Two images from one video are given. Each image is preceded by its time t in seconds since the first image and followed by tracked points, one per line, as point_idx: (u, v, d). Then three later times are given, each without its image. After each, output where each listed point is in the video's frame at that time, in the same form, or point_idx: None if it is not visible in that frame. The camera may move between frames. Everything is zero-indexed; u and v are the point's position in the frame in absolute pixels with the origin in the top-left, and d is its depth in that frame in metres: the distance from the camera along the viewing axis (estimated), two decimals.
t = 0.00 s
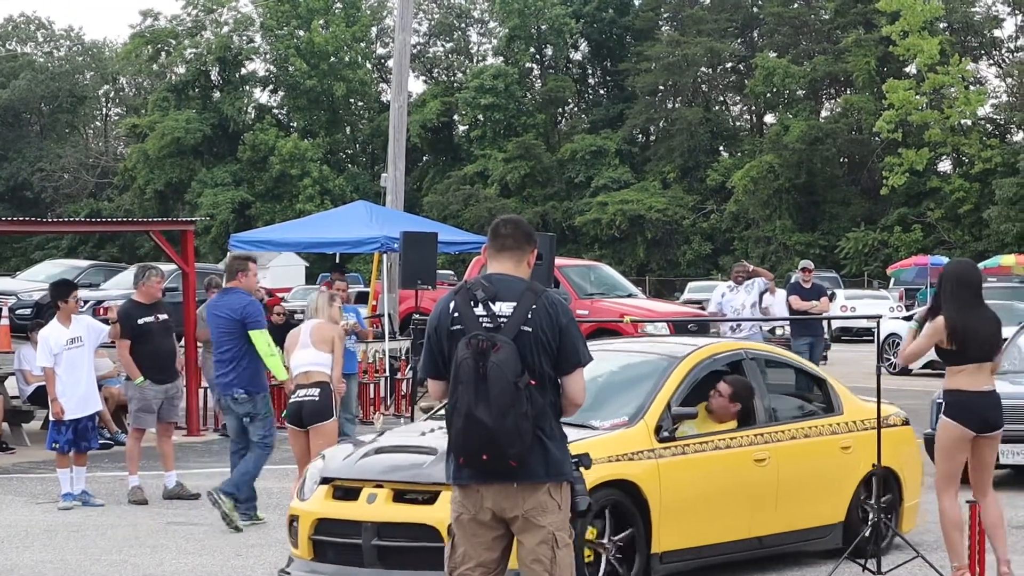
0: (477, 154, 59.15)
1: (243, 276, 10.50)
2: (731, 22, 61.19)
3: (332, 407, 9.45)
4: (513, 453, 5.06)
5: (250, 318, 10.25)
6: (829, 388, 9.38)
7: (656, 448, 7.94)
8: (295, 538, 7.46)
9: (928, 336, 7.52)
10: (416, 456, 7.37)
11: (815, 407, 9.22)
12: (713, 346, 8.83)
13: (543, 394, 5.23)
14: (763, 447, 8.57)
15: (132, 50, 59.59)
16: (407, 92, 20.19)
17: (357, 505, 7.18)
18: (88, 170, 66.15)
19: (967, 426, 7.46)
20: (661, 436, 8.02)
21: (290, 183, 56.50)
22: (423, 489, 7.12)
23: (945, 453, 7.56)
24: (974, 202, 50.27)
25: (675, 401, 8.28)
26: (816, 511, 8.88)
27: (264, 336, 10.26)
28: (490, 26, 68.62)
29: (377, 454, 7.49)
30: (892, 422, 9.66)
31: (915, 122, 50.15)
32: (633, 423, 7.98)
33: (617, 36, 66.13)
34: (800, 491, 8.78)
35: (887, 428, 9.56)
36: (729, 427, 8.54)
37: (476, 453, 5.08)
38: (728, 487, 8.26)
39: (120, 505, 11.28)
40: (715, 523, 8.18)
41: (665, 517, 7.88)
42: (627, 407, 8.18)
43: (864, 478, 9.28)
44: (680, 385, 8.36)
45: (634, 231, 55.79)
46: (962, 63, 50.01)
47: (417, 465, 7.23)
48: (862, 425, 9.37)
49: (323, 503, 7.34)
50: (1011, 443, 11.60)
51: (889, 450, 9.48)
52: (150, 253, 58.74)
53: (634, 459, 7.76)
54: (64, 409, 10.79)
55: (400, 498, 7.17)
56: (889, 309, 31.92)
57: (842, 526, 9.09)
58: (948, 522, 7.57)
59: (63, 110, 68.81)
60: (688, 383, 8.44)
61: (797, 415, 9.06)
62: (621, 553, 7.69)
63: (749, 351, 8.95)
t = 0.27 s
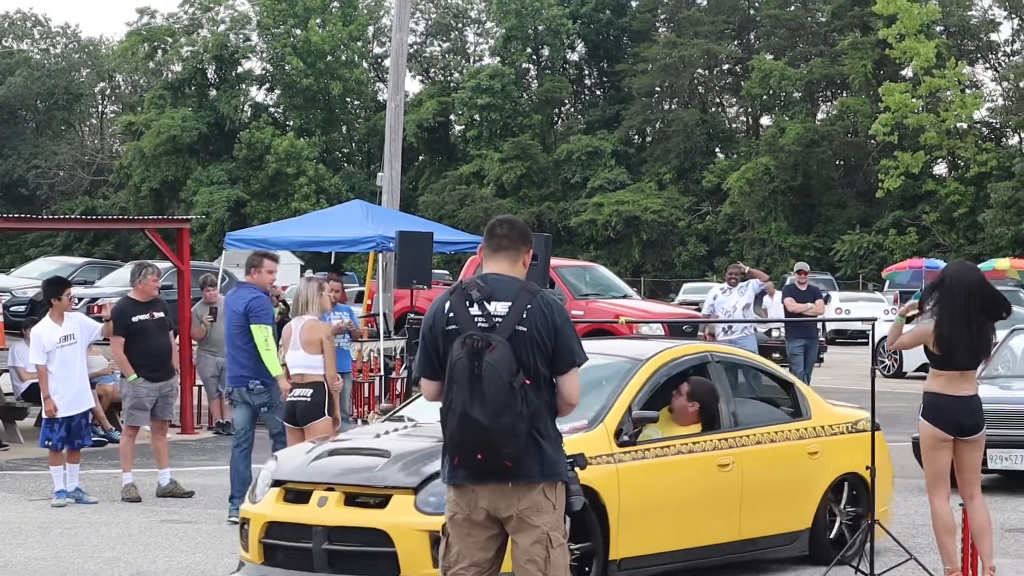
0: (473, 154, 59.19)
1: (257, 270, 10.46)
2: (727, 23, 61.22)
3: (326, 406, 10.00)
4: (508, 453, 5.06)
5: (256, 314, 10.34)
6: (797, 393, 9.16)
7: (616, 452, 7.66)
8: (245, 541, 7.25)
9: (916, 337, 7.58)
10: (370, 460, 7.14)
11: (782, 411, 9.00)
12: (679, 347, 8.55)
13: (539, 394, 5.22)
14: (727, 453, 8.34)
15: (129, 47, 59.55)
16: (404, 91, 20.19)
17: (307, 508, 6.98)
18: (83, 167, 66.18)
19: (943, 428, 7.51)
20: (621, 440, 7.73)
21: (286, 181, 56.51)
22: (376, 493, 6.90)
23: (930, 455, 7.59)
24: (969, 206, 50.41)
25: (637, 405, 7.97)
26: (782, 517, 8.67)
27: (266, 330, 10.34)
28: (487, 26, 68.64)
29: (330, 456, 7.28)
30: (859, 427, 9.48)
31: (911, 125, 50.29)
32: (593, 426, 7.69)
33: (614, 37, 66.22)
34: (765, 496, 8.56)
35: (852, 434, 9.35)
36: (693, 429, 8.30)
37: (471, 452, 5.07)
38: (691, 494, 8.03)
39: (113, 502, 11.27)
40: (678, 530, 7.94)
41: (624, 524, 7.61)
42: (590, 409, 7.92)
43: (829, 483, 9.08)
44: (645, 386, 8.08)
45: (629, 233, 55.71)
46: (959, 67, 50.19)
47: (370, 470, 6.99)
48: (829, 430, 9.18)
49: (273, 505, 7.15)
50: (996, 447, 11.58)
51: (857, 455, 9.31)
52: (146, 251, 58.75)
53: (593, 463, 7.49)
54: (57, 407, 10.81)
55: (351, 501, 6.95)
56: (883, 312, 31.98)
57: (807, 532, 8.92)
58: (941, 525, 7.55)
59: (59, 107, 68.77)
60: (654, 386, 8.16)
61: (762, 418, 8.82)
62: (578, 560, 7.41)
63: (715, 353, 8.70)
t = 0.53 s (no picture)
0: (471, 153, 59.17)
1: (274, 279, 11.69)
2: (725, 24, 61.12)
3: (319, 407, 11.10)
4: (507, 453, 5.06)
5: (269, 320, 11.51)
6: (759, 396, 8.91)
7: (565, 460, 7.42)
8: (188, 548, 7.20)
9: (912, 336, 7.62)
10: (308, 465, 7.11)
11: (744, 415, 8.75)
12: (636, 348, 8.27)
13: (537, 394, 5.22)
14: (684, 457, 8.07)
15: (127, 46, 59.47)
16: (402, 92, 20.20)
17: (248, 516, 6.94)
18: (81, 166, 66.14)
19: (933, 430, 7.54)
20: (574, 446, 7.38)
21: (284, 181, 56.47)
22: (316, 500, 6.86)
23: (925, 454, 7.62)
24: (967, 207, 50.45)
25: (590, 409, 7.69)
26: (743, 524, 8.42)
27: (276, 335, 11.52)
28: (485, 26, 68.59)
29: (271, 463, 7.26)
30: (824, 430, 9.23)
31: (908, 126, 50.32)
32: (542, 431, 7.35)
33: (612, 37, 66.18)
34: (725, 502, 8.30)
35: (817, 437, 9.11)
36: (651, 433, 8.04)
37: (470, 452, 5.06)
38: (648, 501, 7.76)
39: (110, 502, 11.27)
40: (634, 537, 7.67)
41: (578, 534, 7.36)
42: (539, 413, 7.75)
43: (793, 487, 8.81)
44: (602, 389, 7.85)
45: (627, 233, 55.77)
46: (957, 68, 50.21)
47: (306, 477, 6.96)
48: (793, 434, 8.91)
49: (215, 511, 7.12)
50: (989, 453, 11.54)
51: (821, 459, 9.06)
52: (143, 250, 58.73)
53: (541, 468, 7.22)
54: (52, 407, 10.78)
55: (291, 509, 6.93)
56: (880, 313, 32.00)
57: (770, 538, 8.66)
58: (941, 528, 7.55)
59: (56, 106, 68.64)
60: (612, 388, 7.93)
61: (722, 422, 8.55)
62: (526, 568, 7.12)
63: (673, 355, 8.43)
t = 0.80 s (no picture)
0: (470, 153, 59.21)
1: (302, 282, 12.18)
2: (725, 24, 60.96)
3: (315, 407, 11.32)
4: (507, 453, 5.07)
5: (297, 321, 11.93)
6: (725, 397, 8.45)
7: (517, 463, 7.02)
8: (133, 554, 6.83)
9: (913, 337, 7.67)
10: (256, 470, 6.74)
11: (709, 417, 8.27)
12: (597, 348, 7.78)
13: (536, 394, 5.22)
14: (646, 460, 7.59)
15: (126, 46, 59.51)
16: (400, 92, 20.19)
17: (192, 520, 6.58)
18: (80, 166, 66.19)
19: (936, 429, 7.51)
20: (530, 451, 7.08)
21: (283, 181, 56.48)
22: (264, 505, 6.51)
23: (929, 454, 7.58)
24: (966, 208, 50.42)
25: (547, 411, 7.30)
26: (710, 529, 7.94)
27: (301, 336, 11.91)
28: (485, 26, 68.53)
29: (218, 466, 6.85)
30: (794, 432, 8.76)
31: (907, 127, 50.29)
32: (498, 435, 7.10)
33: (611, 37, 66.20)
34: (691, 507, 7.83)
35: (787, 440, 8.64)
36: (613, 436, 7.54)
37: (469, 452, 5.07)
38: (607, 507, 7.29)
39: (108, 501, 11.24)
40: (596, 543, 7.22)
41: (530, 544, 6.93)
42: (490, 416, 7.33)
43: (761, 491, 8.34)
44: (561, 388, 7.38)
45: (626, 233, 55.89)
46: (956, 68, 50.18)
47: (255, 481, 6.59)
48: (761, 436, 8.44)
49: (161, 517, 6.73)
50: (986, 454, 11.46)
51: (792, 462, 8.60)
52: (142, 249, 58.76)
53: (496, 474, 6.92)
54: (51, 407, 10.78)
55: (238, 514, 6.55)
56: (879, 313, 31.99)
57: (737, 543, 8.19)
58: (941, 527, 7.53)
59: (55, 105, 68.63)
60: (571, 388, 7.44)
61: (685, 424, 8.04)
62: None
63: (636, 355, 7.93)
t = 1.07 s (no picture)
0: (470, 154, 59.25)
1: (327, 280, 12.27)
2: (725, 25, 60.77)
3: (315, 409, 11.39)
4: (505, 453, 5.08)
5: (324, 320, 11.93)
6: (690, 398, 8.05)
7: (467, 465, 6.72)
8: (73, 558, 6.58)
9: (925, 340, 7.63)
10: (196, 473, 6.45)
11: (671, 419, 7.87)
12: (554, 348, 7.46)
13: (535, 394, 5.22)
14: (601, 463, 7.21)
15: (126, 46, 59.60)
16: (401, 92, 20.17)
17: (130, 526, 6.31)
18: (80, 166, 66.29)
19: (946, 428, 7.50)
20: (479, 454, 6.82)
21: (283, 181, 56.55)
22: (203, 511, 6.20)
23: (938, 452, 7.57)
24: (966, 208, 50.41)
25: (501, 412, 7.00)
26: (669, 537, 7.57)
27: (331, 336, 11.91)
28: (484, 26, 68.52)
29: (159, 470, 6.59)
30: (761, 434, 8.37)
31: (908, 127, 50.29)
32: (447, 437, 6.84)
33: (611, 38, 66.20)
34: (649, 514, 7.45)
35: (753, 442, 8.26)
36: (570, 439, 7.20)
37: (468, 452, 5.08)
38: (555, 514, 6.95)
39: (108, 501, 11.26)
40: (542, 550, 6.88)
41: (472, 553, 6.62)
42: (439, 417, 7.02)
43: (725, 496, 7.97)
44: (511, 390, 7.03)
45: (625, 233, 55.93)
46: (956, 69, 50.16)
47: (193, 486, 6.30)
48: (725, 438, 8.06)
49: (100, 522, 6.46)
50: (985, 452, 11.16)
51: (759, 465, 8.23)
52: (142, 250, 58.83)
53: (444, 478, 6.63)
54: (51, 408, 10.81)
55: (176, 520, 6.26)
56: (878, 314, 31.96)
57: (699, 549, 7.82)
58: (944, 527, 7.47)
59: (56, 106, 68.73)
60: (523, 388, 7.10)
61: (645, 426, 7.66)
62: None
63: (596, 357, 7.60)
